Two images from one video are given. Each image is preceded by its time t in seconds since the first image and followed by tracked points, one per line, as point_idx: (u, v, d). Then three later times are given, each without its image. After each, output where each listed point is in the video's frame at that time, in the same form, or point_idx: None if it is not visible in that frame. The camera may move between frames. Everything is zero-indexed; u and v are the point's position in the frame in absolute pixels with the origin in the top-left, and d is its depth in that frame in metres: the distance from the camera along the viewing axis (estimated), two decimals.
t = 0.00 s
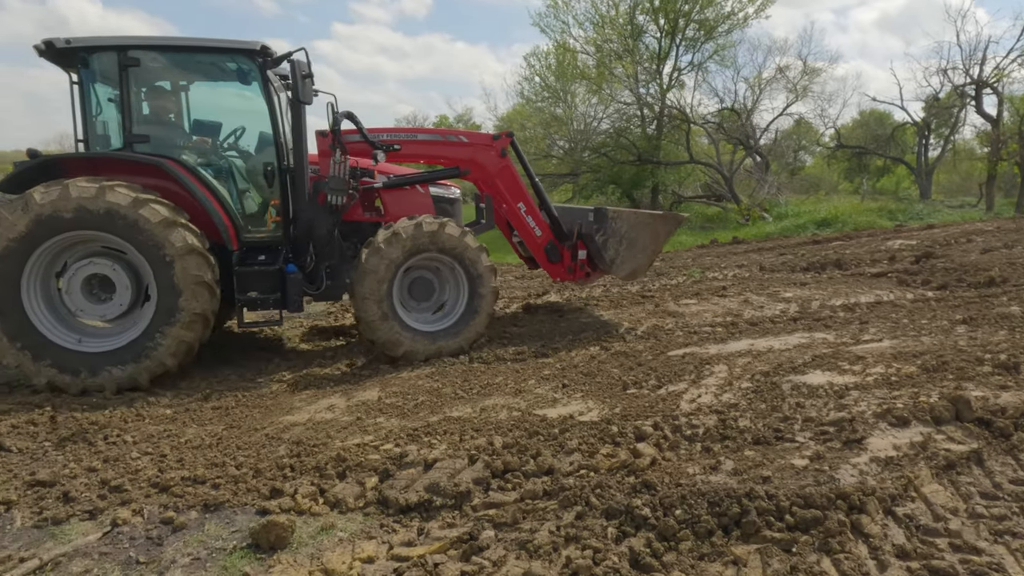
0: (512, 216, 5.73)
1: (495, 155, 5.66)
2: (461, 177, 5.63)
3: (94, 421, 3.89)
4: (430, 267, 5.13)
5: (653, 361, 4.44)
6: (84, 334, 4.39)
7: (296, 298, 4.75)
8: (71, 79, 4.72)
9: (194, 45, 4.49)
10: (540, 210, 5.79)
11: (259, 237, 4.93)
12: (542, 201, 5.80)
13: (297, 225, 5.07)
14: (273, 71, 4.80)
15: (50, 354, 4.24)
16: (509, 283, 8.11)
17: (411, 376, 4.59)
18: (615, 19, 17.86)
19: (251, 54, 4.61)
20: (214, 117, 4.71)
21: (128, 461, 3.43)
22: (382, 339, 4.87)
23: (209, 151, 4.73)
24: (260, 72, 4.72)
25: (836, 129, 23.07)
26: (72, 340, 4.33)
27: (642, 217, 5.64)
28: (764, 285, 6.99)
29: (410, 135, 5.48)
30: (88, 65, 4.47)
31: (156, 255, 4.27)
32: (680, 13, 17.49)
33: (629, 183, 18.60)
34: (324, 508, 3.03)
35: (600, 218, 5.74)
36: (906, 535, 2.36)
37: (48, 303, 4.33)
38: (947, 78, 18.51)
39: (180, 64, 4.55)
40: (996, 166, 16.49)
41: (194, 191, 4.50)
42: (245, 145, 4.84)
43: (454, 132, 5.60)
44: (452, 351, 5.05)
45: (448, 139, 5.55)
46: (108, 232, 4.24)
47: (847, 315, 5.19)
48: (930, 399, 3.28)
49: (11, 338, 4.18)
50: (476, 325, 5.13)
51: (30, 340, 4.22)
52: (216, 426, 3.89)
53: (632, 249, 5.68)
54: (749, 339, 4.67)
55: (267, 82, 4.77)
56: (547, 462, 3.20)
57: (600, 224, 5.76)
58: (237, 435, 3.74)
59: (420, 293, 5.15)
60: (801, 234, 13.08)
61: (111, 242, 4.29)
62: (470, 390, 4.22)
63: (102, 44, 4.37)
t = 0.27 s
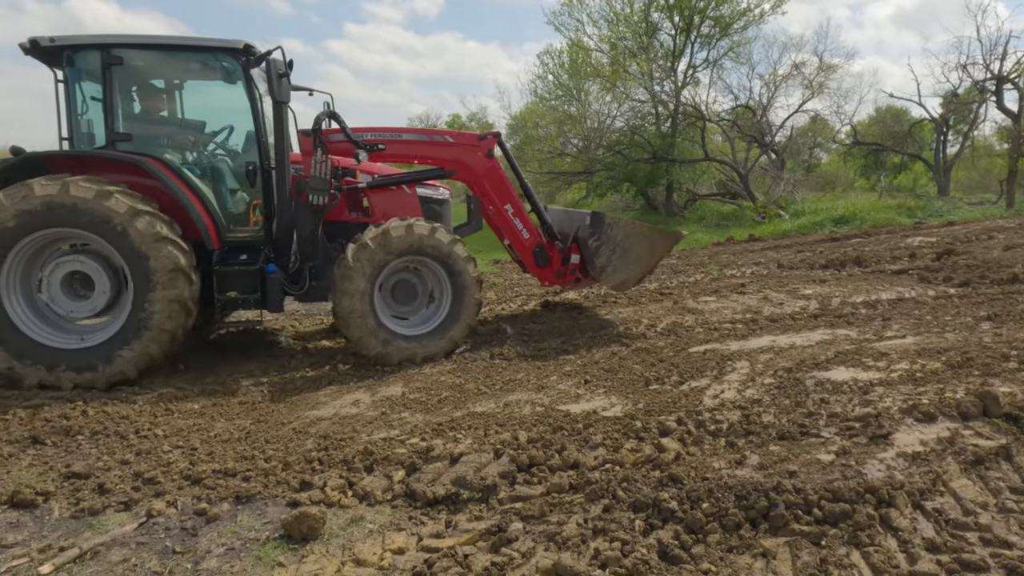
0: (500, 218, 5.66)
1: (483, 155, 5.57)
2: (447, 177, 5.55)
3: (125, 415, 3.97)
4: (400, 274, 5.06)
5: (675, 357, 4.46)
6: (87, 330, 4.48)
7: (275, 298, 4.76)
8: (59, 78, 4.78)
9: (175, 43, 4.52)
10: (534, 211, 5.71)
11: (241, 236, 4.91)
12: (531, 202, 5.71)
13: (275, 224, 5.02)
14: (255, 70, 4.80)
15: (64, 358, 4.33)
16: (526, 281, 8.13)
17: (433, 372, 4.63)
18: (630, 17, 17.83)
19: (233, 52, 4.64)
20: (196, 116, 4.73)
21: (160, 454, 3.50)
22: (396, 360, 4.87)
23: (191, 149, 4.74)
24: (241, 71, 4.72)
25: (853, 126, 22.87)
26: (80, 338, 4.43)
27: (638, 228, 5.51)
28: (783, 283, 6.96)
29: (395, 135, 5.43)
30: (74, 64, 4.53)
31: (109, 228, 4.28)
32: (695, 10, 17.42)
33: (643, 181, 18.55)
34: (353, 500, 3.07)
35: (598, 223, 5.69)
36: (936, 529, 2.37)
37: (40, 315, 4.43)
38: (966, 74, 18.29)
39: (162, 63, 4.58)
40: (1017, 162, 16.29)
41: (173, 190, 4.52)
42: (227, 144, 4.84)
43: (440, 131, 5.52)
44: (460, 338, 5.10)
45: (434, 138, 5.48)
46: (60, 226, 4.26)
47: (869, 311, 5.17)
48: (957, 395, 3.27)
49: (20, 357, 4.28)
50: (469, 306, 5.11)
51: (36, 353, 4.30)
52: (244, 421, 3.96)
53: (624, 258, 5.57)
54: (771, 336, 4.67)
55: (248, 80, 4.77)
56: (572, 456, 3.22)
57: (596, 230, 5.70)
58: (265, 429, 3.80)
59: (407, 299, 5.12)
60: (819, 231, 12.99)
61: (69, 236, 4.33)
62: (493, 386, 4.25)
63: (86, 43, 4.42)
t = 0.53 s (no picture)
0: (482, 217, 5.66)
1: (462, 154, 5.61)
2: (427, 176, 5.60)
3: (153, 407, 4.08)
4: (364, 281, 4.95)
5: (690, 352, 4.51)
6: (87, 316, 4.51)
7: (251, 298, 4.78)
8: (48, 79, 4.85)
9: (154, 43, 4.53)
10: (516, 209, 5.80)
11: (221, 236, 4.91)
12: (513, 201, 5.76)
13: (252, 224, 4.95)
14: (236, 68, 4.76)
15: (82, 347, 4.41)
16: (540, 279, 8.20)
17: (450, 366, 4.70)
18: (643, 15, 17.86)
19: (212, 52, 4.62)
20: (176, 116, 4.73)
21: (188, 443, 3.60)
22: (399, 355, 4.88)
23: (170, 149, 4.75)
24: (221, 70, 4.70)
25: (868, 123, 22.72)
26: (84, 326, 4.47)
27: (630, 235, 5.32)
28: (798, 280, 6.98)
29: (374, 134, 5.47)
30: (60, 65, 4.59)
31: (47, 208, 4.26)
32: (709, 8, 17.40)
33: (657, 179, 18.53)
34: (376, 489, 3.15)
35: (589, 223, 5.46)
36: (951, 518, 2.41)
37: (37, 324, 4.48)
38: (983, 70, 18.13)
39: (143, 63, 4.60)
40: None
41: (149, 190, 4.51)
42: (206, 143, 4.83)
43: (420, 130, 5.57)
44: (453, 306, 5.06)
45: (413, 138, 5.54)
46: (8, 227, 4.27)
47: (885, 307, 5.18)
48: (973, 388, 3.30)
49: (38, 361, 4.36)
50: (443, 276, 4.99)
51: (48, 354, 4.37)
52: (268, 412, 4.05)
53: (613, 264, 5.40)
54: (786, 331, 4.71)
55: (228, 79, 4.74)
56: (590, 447, 3.28)
57: (586, 231, 5.48)
58: (289, 421, 3.90)
59: (386, 295, 5.05)
60: (834, 229, 12.94)
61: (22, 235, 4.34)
62: (510, 379, 4.32)
63: (68, 44, 4.47)
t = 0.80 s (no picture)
0: (464, 213, 5.43)
1: (443, 150, 5.40)
2: (409, 174, 5.42)
3: (184, 399, 4.20)
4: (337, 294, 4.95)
5: (708, 348, 4.56)
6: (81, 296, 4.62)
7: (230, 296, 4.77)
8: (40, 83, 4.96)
9: (140, 46, 4.63)
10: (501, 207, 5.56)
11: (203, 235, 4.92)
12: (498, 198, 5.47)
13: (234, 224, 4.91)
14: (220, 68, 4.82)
15: (90, 323, 4.50)
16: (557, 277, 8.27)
17: (471, 362, 4.78)
18: (659, 13, 17.86)
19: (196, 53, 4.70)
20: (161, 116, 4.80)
21: (220, 435, 3.71)
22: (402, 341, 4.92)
23: (153, 148, 4.81)
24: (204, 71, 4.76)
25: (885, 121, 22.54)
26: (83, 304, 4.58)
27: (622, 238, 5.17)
28: (814, 278, 7.01)
29: (354, 132, 5.33)
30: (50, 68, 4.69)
31: None
32: (724, 6, 17.37)
33: (671, 177, 18.51)
34: (403, 479, 3.24)
35: (578, 222, 5.25)
36: (969, 510, 2.46)
37: (46, 322, 4.66)
38: (1003, 67, 17.94)
39: (130, 65, 4.69)
40: None
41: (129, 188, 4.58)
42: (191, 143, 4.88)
43: (401, 126, 5.39)
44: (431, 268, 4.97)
45: (394, 135, 5.36)
46: None
47: (903, 305, 5.21)
48: (991, 385, 3.33)
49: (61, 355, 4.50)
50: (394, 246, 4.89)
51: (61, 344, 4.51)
52: (295, 406, 4.16)
53: (600, 266, 5.19)
54: (804, 329, 4.75)
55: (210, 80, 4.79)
56: (611, 441, 3.35)
57: (576, 228, 5.24)
58: (316, 414, 4.00)
59: (370, 292, 5.03)
60: (851, 227, 12.89)
61: None
62: (531, 375, 4.40)
63: (56, 46, 4.58)
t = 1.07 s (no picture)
0: (443, 207, 5.19)
1: (421, 144, 5.19)
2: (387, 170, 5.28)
3: (211, 390, 4.29)
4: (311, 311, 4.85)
5: (727, 343, 4.59)
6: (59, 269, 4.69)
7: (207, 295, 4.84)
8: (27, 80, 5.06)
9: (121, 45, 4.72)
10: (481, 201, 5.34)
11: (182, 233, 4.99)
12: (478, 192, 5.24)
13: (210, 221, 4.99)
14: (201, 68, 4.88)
15: (76, 284, 4.57)
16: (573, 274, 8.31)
17: (490, 356, 4.84)
18: (674, 11, 17.82)
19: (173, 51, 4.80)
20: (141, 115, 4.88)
21: (247, 424, 3.79)
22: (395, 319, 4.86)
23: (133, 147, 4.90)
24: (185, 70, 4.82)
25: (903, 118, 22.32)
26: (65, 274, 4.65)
27: (605, 241, 4.97)
28: (832, 275, 7.00)
29: (330, 128, 5.18)
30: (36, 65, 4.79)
31: None
32: (741, 3, 17.30)
33: (686, 175, 18.43)
34: (427, 469, 3.30)
35: (561, 219, 5.04)
36: (992, 501, 2.48)
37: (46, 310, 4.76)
38: None
39: (112, 64, 4.79)
40: None
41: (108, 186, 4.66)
42: (173, 140, 4.97)
43: (378, 121, 5.23)
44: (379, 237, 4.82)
45: (371, 131, 5.20)
46: None
47: (923, 301, 5.20)
48: (1013, 379, 3.34)
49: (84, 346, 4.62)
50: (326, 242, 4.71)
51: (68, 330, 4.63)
52: (319, 397, 4.23)
53: (580, 265, 5.01)
54: (823, 324, 4.76)
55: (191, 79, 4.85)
56: (631, 432, 3.39)
57: (557, 225, 5.02)
58: (340, 405, 4.07)
59: (343, 288, 4.93)
60: (869, 225, 12.80)
61: None
62: (551, 369, 4.45)
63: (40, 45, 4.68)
